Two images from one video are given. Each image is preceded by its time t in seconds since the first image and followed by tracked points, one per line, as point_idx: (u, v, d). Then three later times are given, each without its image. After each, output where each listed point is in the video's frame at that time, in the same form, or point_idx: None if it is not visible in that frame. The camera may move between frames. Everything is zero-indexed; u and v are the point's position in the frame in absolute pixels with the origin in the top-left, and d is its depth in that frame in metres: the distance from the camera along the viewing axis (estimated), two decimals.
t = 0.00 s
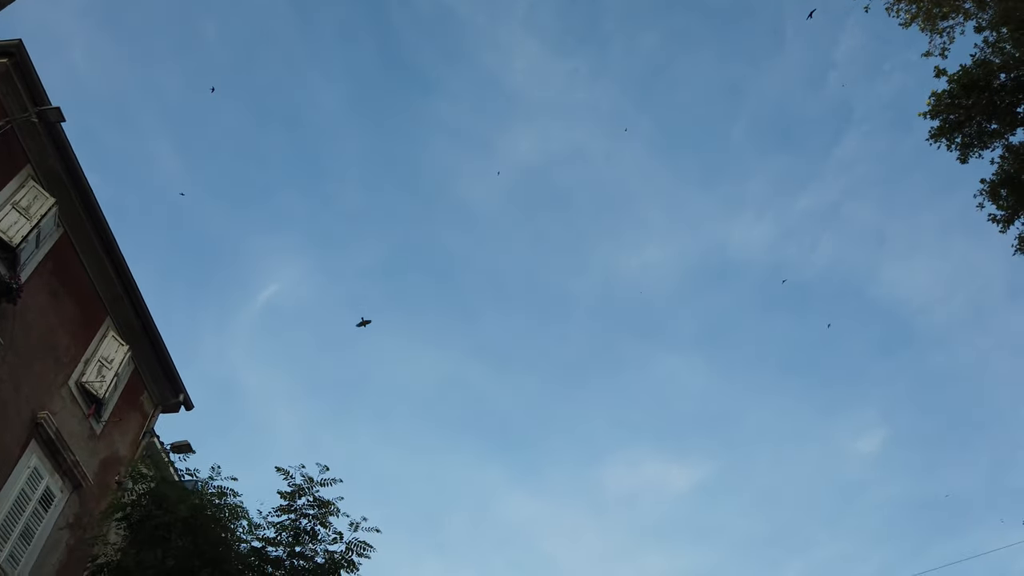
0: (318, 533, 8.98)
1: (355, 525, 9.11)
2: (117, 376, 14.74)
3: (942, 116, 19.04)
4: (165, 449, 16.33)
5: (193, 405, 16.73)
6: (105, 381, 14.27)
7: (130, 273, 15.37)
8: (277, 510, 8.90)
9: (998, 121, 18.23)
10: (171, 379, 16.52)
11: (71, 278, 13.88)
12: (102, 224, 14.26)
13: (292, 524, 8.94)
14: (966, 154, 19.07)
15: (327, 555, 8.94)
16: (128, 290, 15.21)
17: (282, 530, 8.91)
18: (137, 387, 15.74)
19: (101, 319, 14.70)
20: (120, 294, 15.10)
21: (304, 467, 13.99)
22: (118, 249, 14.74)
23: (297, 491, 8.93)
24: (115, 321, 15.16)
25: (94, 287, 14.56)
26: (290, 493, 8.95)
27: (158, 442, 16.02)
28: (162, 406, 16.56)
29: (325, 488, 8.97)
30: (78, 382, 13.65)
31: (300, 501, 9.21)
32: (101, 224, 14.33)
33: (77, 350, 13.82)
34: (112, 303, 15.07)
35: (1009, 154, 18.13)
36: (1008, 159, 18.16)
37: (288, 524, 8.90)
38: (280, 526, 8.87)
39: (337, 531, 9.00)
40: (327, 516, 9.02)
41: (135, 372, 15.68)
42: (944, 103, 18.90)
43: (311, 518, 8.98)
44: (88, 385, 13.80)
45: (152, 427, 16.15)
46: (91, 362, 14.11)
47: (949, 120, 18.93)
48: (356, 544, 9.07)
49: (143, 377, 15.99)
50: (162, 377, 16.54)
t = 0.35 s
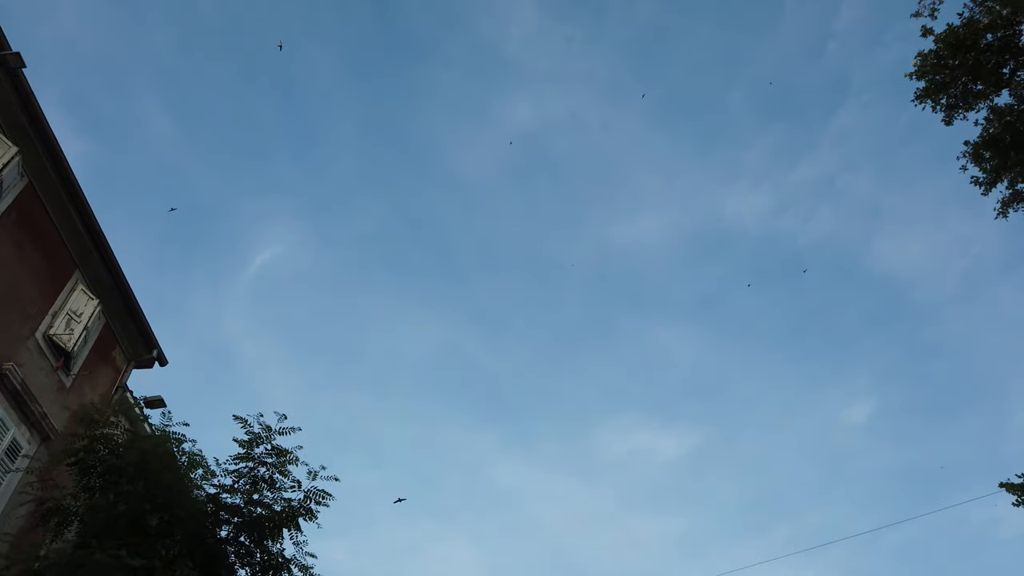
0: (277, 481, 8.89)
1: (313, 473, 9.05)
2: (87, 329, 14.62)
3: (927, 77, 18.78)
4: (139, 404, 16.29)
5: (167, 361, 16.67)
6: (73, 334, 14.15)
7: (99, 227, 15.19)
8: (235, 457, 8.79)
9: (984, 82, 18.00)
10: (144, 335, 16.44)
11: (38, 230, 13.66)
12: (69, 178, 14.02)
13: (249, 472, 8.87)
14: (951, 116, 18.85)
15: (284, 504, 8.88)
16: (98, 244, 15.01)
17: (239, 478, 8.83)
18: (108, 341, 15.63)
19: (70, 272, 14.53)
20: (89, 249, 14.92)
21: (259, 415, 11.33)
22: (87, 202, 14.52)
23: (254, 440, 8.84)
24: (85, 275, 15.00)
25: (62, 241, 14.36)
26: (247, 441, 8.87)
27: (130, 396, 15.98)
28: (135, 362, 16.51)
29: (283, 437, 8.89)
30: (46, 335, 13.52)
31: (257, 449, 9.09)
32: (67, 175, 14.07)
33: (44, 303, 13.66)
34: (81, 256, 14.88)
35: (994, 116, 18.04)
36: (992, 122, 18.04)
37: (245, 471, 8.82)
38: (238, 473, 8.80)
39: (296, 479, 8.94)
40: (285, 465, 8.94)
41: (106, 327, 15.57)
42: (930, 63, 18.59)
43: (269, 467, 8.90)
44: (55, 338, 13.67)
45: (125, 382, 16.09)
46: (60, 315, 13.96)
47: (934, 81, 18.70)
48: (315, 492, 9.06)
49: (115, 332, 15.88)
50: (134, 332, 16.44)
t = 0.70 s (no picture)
0: (236, 422, 8.80)
1: (272, 415, 8.95)
2: (56, 274, 14.40)
3: (918, 23, 18.46)
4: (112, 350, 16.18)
5: (141, 307, 16.57)
6: (41, 278, 13.93)
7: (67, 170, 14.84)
8: (193, 397, 8.71)
9: (975, 29, 17.59)
10: (117, 281, 16.25)
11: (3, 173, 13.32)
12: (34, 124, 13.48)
13: (208, 412, 8.78)
14: (941, 65, 18.45)
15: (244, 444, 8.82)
16: (66, 187, 14.70)
17: (198, 417, 8.74)
18: (80, 287, 15.43)
19: (38, 216, 14.24)
20: (58, 192, 14.59)
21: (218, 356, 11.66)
22: (53, 143, 14.15)
23: (212, 379, 8.74)
24: (54, 219, 14.71)
25: (29, 184, 14.03)
26: (206, 380, 8.79)
27: (104, 342, 15.86)
28: (108, 308, 16.34)
29: (241, 377, 8.77)
30: (14, 279, 13.30)
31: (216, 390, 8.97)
32: (32, 116, 13.67)
33: (11, 246, 13.41)
34: (49, 200, 14.57)
35: (984, 64, 17.64)
36: (983, 70, 17.66)
37: (203, 412, 8.74)
38: (196, 414, 8.71)
39: (255, 421, 8.83)
40: (245, 406, 8.83)
41: (78, 272, 15.34)
42: (921, 9, 18.18)
43: (228, 407, 8.81)
44: (23, 283, 13.46)
45: (99, 327, 15.98)
46: (28, 259, 13.72)
47: (926, 28, 18.38)
48: (275, 433, 8.98)
49: (86, 278, 15.67)
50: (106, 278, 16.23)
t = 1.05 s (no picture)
0: (200, 356, 8.62)
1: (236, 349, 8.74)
2: (27, 215, 14.11)
3: None
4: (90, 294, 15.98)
5: (118, 252, 16.32)
6: (12, 219, 13.65)
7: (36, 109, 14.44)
8: (155, 331, 8.53)
9: None
10: (92, 224, 15.98)
11: None
12: (2, 65, 12.91)
13: (171, 346, 8.60)
14: (938, 5, 17.92)
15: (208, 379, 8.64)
16: (36, 127, 14.32)
17: (160, 351, 8.57)
18: (54, 229, 15.16)
19: (8, 155, 13.88)
20: (27, 132, 14.19)
21: (177, 290, 9.48)
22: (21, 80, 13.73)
23: (173, 313, 8.54)
24: (24, 160, 14.37)
25: None
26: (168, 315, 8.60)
27: (80, 286, 15.65)
28: (84, 252, 16.10)
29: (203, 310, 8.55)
30: None
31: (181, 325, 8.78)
32: None
33: None
34: (19, 139, 14.19)
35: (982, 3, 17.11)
36: (981, 9, 17.13)
37: (167, 347, 8.59)
38: (158, 348, 8.51)
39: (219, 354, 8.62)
40: (208, 340, 8.62)
41: (51, 214, 15.06)
42: None
43: (192, 341, 8.60)
44: None
45: (76, 271, 15.76)
46: None
47: None
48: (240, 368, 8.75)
49: (60, 221, 15.39)
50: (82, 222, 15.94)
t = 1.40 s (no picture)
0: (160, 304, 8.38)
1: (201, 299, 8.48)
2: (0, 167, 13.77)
3: None
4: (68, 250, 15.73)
5: (96, 207, 16.04)
6: None
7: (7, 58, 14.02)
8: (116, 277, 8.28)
9: None
10: (68, 178, 15.64)
11: None
12: None
13: (132, 294, 8.36)
14: None
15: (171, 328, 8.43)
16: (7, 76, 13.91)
17: (121, 298, 8.33)
18: (29, 182, 14.83)
19: None
20: None
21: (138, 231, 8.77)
22: None
23: (135, 259, 8.29)
24: None
25: None
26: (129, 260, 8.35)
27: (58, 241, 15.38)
28: (61, 206, 15.79)
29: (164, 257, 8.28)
30: None
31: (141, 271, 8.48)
32: None
33: None
34: None
35: None
36: None
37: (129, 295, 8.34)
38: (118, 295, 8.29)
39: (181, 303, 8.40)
40: (171, 288, 8.38)
41: (26, 167, 14.72)
42: None
43: (154, 288, 8.36)
44: None
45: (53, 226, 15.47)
46: None
47: None
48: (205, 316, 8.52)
49: (36, 174, 15.06)
50: (58, 176, 15.61)
